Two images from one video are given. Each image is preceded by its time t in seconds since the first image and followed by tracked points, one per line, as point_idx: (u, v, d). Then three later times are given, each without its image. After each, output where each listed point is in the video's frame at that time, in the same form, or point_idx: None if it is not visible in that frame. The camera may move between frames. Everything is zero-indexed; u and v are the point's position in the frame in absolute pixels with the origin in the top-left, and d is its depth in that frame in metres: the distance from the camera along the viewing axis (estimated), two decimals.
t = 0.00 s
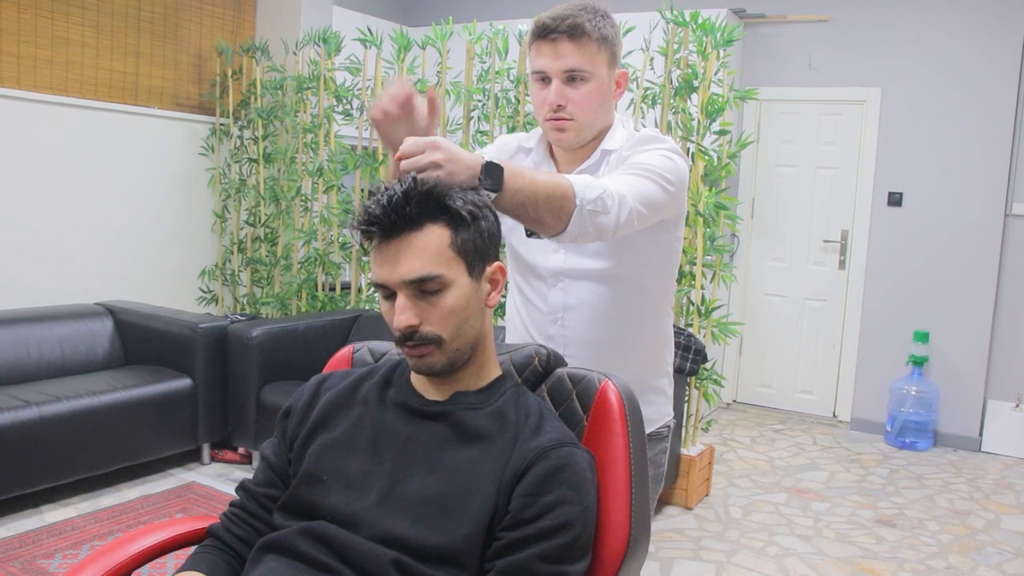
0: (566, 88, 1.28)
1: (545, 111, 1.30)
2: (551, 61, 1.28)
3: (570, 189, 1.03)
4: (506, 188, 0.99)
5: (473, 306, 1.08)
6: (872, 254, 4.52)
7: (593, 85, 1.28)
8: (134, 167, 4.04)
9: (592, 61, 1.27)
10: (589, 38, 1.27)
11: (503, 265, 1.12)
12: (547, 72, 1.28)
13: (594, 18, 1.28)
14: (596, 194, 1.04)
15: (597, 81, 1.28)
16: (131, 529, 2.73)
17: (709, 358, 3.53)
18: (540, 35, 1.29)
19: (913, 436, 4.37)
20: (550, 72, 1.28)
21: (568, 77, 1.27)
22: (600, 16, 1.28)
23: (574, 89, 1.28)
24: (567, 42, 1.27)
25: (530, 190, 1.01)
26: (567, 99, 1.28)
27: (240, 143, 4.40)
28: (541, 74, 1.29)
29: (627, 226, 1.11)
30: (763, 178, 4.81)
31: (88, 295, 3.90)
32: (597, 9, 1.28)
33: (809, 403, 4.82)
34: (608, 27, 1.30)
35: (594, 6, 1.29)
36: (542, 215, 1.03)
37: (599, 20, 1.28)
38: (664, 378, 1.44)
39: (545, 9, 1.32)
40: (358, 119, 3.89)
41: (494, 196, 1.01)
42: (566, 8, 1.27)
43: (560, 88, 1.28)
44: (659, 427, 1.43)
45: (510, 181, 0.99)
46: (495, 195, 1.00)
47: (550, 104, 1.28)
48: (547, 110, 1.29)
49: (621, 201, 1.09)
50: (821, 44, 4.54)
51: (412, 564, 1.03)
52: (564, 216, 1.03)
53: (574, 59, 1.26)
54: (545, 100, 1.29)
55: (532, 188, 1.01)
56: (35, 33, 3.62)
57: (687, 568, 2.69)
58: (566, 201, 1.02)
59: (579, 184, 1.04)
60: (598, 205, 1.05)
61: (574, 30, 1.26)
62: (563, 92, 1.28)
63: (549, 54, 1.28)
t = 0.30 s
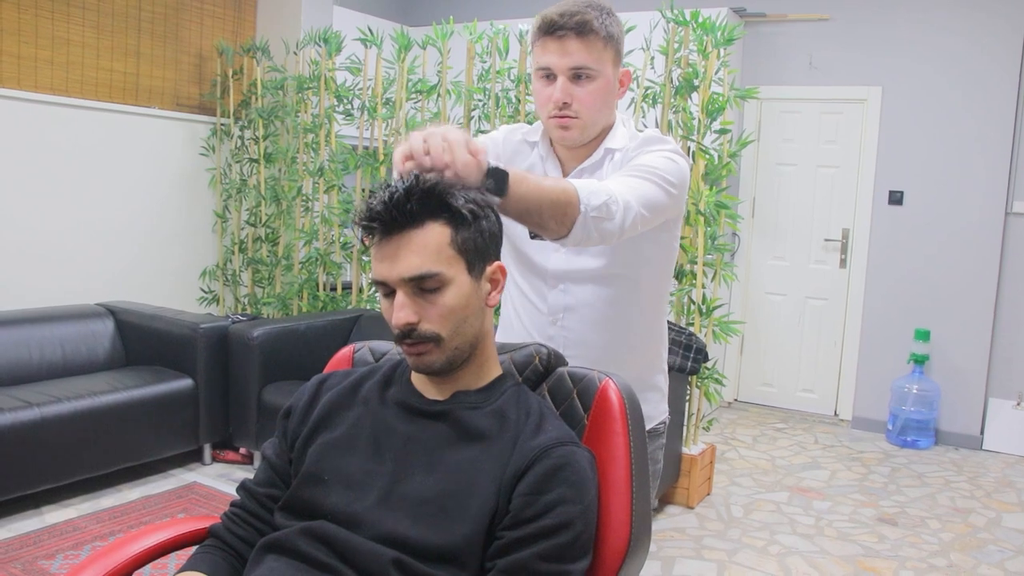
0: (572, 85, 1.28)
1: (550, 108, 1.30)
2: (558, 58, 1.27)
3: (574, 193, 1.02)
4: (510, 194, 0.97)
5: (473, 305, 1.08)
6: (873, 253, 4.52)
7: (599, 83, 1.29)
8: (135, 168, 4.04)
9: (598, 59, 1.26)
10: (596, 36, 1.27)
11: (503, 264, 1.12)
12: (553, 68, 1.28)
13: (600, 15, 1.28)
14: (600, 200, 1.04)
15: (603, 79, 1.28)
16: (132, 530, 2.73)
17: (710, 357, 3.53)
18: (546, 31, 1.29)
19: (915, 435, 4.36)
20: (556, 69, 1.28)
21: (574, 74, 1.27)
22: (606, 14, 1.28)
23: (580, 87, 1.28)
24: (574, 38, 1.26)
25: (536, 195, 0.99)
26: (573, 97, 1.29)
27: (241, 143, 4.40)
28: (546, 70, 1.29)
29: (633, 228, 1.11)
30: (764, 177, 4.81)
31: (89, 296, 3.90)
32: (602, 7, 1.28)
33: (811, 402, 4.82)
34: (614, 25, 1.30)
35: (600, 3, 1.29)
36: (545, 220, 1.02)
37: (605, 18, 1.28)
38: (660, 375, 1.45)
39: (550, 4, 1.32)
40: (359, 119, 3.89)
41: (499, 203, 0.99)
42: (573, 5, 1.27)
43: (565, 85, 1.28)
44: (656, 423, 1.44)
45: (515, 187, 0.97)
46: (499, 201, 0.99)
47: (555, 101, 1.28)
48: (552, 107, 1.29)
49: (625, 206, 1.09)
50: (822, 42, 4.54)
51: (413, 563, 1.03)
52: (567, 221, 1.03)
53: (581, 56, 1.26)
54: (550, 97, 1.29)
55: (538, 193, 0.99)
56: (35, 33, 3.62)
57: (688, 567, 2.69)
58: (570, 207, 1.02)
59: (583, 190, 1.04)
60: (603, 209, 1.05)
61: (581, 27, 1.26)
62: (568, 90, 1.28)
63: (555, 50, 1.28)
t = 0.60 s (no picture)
0: (570, 82, 1.28)
1: (548, 106, 1.30)
2: (557, 55, 1.27)
3: (601, 191, 1.06)
4: (537, 186, 1.02)
5: (475, 314, 1.08)
6: (872, 253, 4.52)
7: (597, 81, 1.29)
8: (134, 167, 4.04)
9: (596, 57, 1.27)
10: (594, 34, 1.27)
11: (512, 277, 1.12)
12: (551, 65, 1.28)
13: (599, 14, 1.28)
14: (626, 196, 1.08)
15: (600, 77, 1.28)
16: (132, 529, 2.73)
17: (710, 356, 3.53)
18: (544, 29, 1.29)
19: (914, 435, 4.37)
20: (554, 65, 1.28)
21: (572, 71, 1.27)
22: (604, 13, 1.29)
23: (578, 84, 1.28)
24: (573, 35, 1.26)
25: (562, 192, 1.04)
26: (571, 94, 1.28)
27: (241, 142, 4.40)
28: (544, 68, 1.29)
29: (658, 225, 1.14)
30: (764, 177, 4.81)
31: (88, 295, 3.90)
32: (601, 6, 1.29)
33: (811, 401, 4.82)
34: (612, 24, 1.30)
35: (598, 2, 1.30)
36: (574, 219, 1.05)
37: (603, 16, 1.28)
38: (656, 375, 1.46)
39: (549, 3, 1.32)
40: (359, 118, 3.88)
41: (530, 193, 1.02)
42: (572, 3, 1.27)
43: (564, 82, 1.28)
44: (653, 423, 1.44)
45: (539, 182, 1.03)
46: (529, 191, 1.02)
47: (554, 98, 1.28)
48: (550, 104, 1.29)
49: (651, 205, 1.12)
50: (822, 42, 4.54)
51: (413, 563, 1.03)
52: (598, 218, 1.06)
53: (579, 54, 1.26)
54: (549, 94, 1.29)
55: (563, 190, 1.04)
56: (35, 31, 3.62)
57: (687, 566, 2.69)
58: (599, 202, 1.05)
59: (609, 189, 1.08)
60: (626, 203, 1.08)
61: (580, 24, 1.26)
62: (566, 87, 1.28)
63: (554, 48, 1.28)
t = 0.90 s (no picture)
0: (565, 84, 1.28)
1: (543, 108, 1.30)
2: (550, 58, 1.27)
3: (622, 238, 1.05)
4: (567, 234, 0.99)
5: (462, 309, 1.08)
6: (870, 252, 4.52)
7: (591, 82, 1.29)
8: (132, 167, 4.03)
9: (590, 59, 1.27)
10: (587, 35, 1.27)
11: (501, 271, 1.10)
12: (545, 68, 1.28)
13: (591, 15, 1.28)
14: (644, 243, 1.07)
15: (594, 78, 1.28)
16: (130, 529, 2.73)
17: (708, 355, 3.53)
18: (537, 32, 1.29)
19: (912, 434, 4.37)
20: (548, 69, 1.28)
21: (566, 73, 1.27)
22: (596, 14, 1.29)
23: (572, 86, 1.28)
24: (566, 37, 1.26)
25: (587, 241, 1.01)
26: (565, 96, 1.28)
27: (239, 142, 4.40)
28: (538, 71, 1.29)
29: (667, 263, 1.16)
30: (762, 176, 4.81)
31: (86, 295, 3.89)
32: (593, 7, 1.29)
33: (809, 400, 4.83)
34: (605, 25, 1.30)
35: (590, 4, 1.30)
36: (594, 265, 1.04)
37: (596, 18, 1.29)
38: (655, 375, 1.46)
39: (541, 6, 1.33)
40: (357, 117, 3.88)
41: (560, 242, 0.98)
42: (564, 5, 1.27)
43: (558, 85, 1.28)
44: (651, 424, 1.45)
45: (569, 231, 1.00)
46: (559, 241, 0.99)
47: (548, 101, 1.28)
48: (544, 107, 1.29)
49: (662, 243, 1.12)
50: (820, 41, 4.54)
51: (411, 562, 1.04)
52: (615, 267, 1.05)
53: (573, 56, 1.26)
54: (543, 97, 1.29)
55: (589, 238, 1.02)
56: (32, 31, 3.61)
57: (686, 565, 2.69)
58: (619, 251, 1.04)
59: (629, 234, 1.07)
60: (647, 257, 1.08)
61: (572, 26, 1.26)
62: (561, 89, 1.28)
63: (547, 50, 1.28)
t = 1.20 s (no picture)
0: (560, 88, 1.28)
1: (539, 112, 1.30)
2: (545, 62, 1.27)
3: (602, 271, 1.13)
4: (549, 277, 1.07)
5: (463, 300, 1.07)
6: (871, 253, 4.52)
7: (587, 86, 1.28)
8: (132, 166, 4.03)
9: (587, 61, 1.27)
10: (583, 38, 1.27)
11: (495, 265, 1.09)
12: (540, 72, 1.28)
13: (588, 17, 1.27)
14: (626, 274, 1.15)
15: (591, 81, 1.28)
16: (130, 528, 2.73)
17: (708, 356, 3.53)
18: (533, 34, 1.28)
19: (912, 435, 4.37)
20: (543, 72, 1.28)
21: (562, 77, 1.27)
22: (593, 15, 1.28)
23: (568, 90, 1.28)
24: (561, 41, 1.26)
25: (570, 278, 1.10)
26: (561, 100, 1.28)
27: (240, 141, 4.40)
28: (533, 75, 1.29)
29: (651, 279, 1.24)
30: (763, 177, 4.81)
31: (86, 293, 3.89)
32: (590, 9, 1.28)
33: (809, 401, 4.83)
34: (602, 26, 1.30)
35: (586, 4, 1.29)
36: (577, 300, 1.12)
37: (592, 19, 1.28)
38: (656, 378, 1.46)
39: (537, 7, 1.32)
40: (358, 117, 3.88)
41: (541, 285, 1.07)
42: (560, 7, 1.27)
43: (554, 89, 1.28)
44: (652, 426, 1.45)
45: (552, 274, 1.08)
46: (540, 285, 1.07)
47: (543, 104, 1.28)
48: (540, 111, 1.29)
49: (646, 266, 1.20)
50: (821, 42, 4.54)
51: (412, 562, 1.03)
52: (596, 299, 1.14)
53: (568, 60, 1.26)
54: (539, 100, 1.29)
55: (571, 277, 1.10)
56: (33, 30, 3.61)
57: (686, 566, 2.69)
58: (599, 286, 1.13)
59: (611, 265, 1.15)
60: (630, 284, 1.16)
61: (568, 29, 1.26)
62: (556, 93, 1.28)
63: (543, 54, 1.28)
